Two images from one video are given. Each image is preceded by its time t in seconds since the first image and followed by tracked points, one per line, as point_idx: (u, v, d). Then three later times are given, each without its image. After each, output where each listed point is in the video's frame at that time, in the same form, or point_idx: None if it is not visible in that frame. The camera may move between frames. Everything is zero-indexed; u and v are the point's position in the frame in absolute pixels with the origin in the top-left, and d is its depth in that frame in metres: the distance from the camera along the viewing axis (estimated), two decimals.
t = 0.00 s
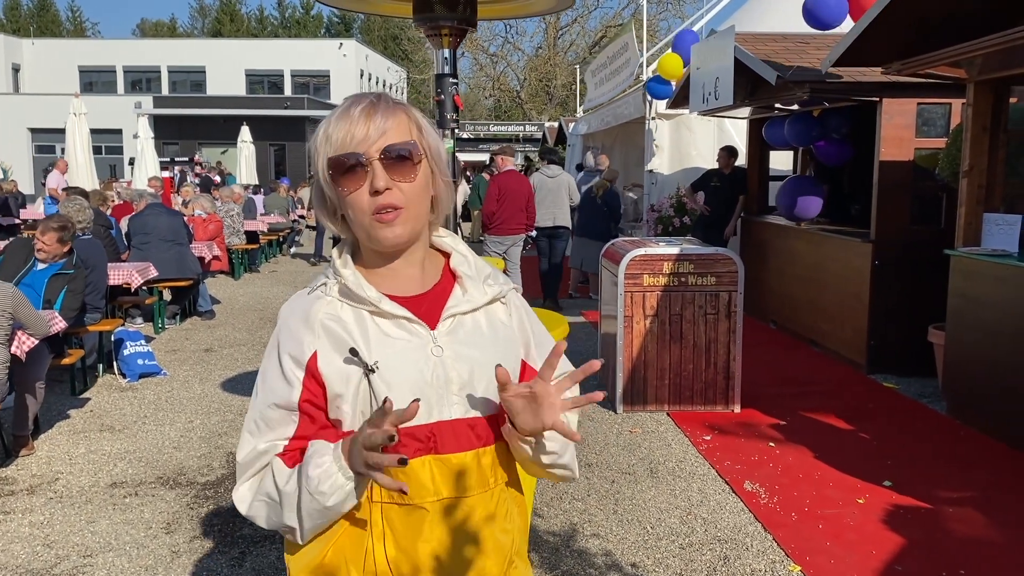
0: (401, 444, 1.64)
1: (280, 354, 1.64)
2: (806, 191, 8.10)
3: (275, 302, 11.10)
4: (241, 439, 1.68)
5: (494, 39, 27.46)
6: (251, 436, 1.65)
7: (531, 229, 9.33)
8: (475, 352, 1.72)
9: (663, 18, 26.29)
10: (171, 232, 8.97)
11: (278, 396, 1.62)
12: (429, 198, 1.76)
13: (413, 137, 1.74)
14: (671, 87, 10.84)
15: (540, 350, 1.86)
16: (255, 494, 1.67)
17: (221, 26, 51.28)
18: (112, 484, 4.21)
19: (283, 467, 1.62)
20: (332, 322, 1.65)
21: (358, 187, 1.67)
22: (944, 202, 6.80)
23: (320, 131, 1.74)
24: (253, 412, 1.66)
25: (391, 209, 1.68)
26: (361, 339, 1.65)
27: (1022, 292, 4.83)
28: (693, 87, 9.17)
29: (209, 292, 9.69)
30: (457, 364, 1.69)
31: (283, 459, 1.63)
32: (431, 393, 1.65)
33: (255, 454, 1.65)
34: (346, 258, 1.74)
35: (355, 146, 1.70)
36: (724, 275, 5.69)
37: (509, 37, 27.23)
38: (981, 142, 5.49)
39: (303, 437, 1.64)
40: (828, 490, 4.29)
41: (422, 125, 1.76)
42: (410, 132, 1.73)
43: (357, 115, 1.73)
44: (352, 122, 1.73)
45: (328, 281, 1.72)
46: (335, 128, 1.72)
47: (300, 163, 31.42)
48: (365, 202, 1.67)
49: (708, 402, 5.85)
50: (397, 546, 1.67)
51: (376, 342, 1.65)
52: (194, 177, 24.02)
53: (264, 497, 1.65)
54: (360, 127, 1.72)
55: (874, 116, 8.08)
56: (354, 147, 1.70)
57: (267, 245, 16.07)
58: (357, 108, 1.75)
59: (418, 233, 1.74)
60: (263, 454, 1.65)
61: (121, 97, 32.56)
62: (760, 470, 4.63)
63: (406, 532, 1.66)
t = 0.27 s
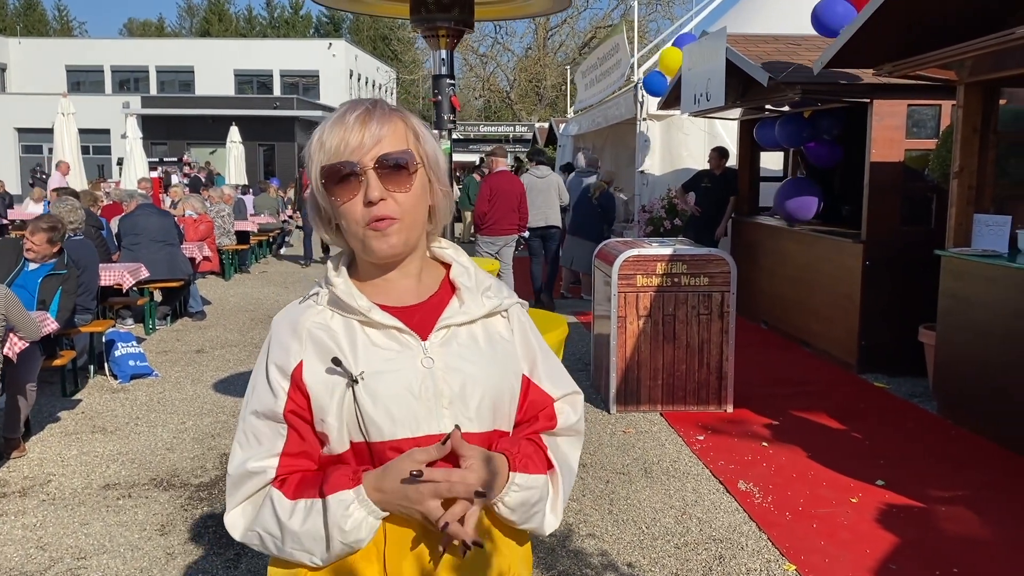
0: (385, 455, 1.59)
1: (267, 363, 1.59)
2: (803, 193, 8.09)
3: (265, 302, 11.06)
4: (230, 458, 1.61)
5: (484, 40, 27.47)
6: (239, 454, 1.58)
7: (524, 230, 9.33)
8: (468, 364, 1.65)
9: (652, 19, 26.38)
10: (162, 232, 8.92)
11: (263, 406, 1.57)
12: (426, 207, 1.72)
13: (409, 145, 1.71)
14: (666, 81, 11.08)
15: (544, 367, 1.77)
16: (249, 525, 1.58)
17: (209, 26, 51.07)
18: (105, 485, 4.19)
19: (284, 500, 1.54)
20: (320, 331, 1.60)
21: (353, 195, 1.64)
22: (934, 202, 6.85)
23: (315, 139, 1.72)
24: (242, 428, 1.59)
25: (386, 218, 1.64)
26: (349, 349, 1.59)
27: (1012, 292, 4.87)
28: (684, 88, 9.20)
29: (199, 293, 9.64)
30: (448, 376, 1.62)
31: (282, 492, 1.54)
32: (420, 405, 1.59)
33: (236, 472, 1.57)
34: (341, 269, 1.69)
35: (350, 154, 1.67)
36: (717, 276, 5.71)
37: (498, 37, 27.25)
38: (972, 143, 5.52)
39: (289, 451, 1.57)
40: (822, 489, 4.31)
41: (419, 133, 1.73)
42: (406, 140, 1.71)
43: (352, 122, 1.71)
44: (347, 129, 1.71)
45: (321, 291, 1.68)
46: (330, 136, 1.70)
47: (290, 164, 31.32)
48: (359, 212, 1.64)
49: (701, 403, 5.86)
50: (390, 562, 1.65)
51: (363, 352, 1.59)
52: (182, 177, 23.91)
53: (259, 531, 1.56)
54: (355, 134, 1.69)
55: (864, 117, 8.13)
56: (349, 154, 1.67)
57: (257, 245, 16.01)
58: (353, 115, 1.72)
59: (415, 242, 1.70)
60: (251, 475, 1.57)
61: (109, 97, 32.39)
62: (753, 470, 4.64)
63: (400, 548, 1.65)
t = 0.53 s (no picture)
0: (391, 456, 1.58)
1: (275, 364, 1.60)
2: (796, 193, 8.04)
3: (254, 303, 11.02)
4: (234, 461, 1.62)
5: (472, 40, 27.47)
6: (244, 456, 1.59)
7: (515, 230, 9.33)
8: (477, 366, 1.65)
9: (640, 21, 26.49)
10: (151, 233, 8.87)
11: (270, 408, 1.58)
12: (430, 209, 1.72)
13: (408, 146, 1.71)
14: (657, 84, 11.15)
15: (554, 371, 1.79)
16: (249, 529, 1.59)
17: (195, 25, 50.83)
18: (96, 488, 4.16)
19: (285, 505, 1.55)
20: (328, 333, 1.61)
21: (354, 200, 1.64)
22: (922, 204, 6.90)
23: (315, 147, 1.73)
24: (248, 430, 1.60)
25: (390, 220, 1.65)
26: (357, 350, 1.60)
27: (1001, 292, 4.91)
28: (675, 89, 9.22)
29: (188, 294, 9.59)
30: (456, 377, 1.63)
31: (283, 496, 1.55)
32: (427, 406, 1.59)
33: (242, 475, 1.58)
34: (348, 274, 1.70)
35: (350, 159, 1.68)
36: (708, 276, 5.73)
37: (487, 38, 27.26)
38: (960, 145, 5.56)
39: (293, 454, 1.57)
40: (813, 489, 4.34)
41: (417, 135, 1.73)
42: (405, 141, 1.71)
43: (351, 127, 1.72)
44: (346, 134, 1.71)
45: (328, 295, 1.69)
46: (330, 143, 1.71)
47: (277, 164, 31.19)
48: (361, 216, 1.65)
49: (692, 403, 5.87)
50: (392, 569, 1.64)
51: (371, 352, 1.60)
52: (169, 177, 23.76)
53: (259, 535, 1.56)
54: (354, 139, 1.70)
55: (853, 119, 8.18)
56: (349, 159, 1.68)
57: (246, 246, 15.93)
58: (352, 121, 1.73)
59: (421, 245, 1.70)
60: (256, 479, 1.58)
61: (95, 96, 32.17)
62: (745, 470, 4.66)
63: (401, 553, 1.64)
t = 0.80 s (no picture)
0: (413, 450, 1.63)
1: (300, 360, 1.63)
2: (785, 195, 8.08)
3: (243, 305, 10.97)
4: (260, 451, 1.66)
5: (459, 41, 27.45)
6: (271, 448, 1.63)
7: (505, 231, 9.34)
8: (495, 364, 1.68)
9: (626, 22, 26.56)
10: (139, 234, 8.83)
11: (295, 402, 1.62)
12: (449, 207, 1.74)
13: (429, 146, 1.72)
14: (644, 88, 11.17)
15: (563, 363, 1.83)
16: (276, 516, 1.64)
17: (181, 26, 50.55)
18: (87, 490, 4.14)
19: (312, 496, 1.60)
20: (352, 330, 1.64)
21: (376, 202, 1.66)
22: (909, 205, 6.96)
23: (336, 147, 1.73)
24: (274, 422, 1.65)
25: (411, 221, 1.67)
26: (380, 348, 1.62)
27: (988, 293, 4.95)
28: (663, 91, 9.25)
29: (176, 296, 9.53)
30: (476, 374, 1.66)
31: (310, 488, 1.61)
32: (448, 403, 1.62)
33: (269, 464, 1.64)
34: (369, 270, 1.72)
35: (371, 160, 1.69)
36: (698, 277, 5.75)
37: (474, 39, 27.25)
38: (947, 148, 5.62)
39: (319, 446, 1.62)
40: (804, 488, 4.37)
41: (437, 134, 1.74)
42: (425, 142, 1.72)
43: (372, 127, 1.72)
44: (367, 135, 1.71)
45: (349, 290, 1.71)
46: (351, 144, 1.71)
47: (264, 165, 31.05)
48: (383, 216, 1.66)
49: (683, 403, 5.90)
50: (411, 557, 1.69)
51: (394, 350, 1.62)
52: (154, 178, 23.60)
53: (285, 523, 1.62)
54: (375, 140, 1.70)
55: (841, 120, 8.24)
56: (370, 161, 1.69)
57: (233, 247, 15.85)
58: (373, 120, 1.73)
59: (441, 243, 1.72)
60: (282, 469, 1.63)
61: (80, 97, 31.94)
62: (736, 470, 4.68)
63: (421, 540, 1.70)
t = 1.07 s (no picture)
0: (423, 444, 1.67)
1: (318, 354, 1.67)
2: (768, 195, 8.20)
3: (230, 307, 10.92)
4: (280, 436, 1.71)
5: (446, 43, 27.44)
6: (289, 435, 1.68)
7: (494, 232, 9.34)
8: (504, 363, 1.71)
9: (612, 24, 26.65)
10: (126, 236, 8.79)
11: (312, 392, 1.66)
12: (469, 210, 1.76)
13: (454, 151, 1.73)
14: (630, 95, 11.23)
15: (570, 360, 1.84)
16: (292, 499, 1.69)
17: (165, 26, 50.27)
18: (76, 493, 4.11)
19: (327, 483, 1.65)
20: (367, 326, 1.67)
21: (399, 202, 1.67)
22: (895, 207, 7.02)
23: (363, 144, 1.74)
24: (292, 410, 1.69)
25: (431, 223, 1.69)
26: (394, 345, 1.66)
27: (974, 294, 5.00)
28: (651, 93, 9.29)
29: (163, 298, 9.48)
30: (485, 373, 1.69)
31: (326, 474, 1.65)
32: (457, 401, 1.66)
33: (287, 449, 1.68)
34: (386, 267, 1.75)
35: (397, 161, 1.70)
36: (688, 278, 5.77)
37: (460, 40, 27.24)
38: (934, 150, 5.67)
39: (335, 436, 1.66)
40: (794, 488, 4.40)
41: (463, 139, 1.75)
42: (451, 146, 1.73)
43: (400, 128, 1.73)
44: (394, 135, 1.72)
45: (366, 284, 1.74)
46: (378, 142, 1.72)
47: (250, 166, 30.90)
48: (406, 217, 1.68)
49: (672, 403, 5.92)
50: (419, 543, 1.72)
51: (406, 348, 1.66)
52: (138, 179, 23.43)
53: (302, 506, 1.68)
54: (402, 141, 1.71)
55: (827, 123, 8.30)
56: (396, 161, 1.70)
57: (219, 249, 15.77)
58: (401, 121, 1.74)
59: (458, 244, 1.75)
60: (300, 456, 1.68)
61: (64, 98, 31.70)
62: (726, 469, 4.71)
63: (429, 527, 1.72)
